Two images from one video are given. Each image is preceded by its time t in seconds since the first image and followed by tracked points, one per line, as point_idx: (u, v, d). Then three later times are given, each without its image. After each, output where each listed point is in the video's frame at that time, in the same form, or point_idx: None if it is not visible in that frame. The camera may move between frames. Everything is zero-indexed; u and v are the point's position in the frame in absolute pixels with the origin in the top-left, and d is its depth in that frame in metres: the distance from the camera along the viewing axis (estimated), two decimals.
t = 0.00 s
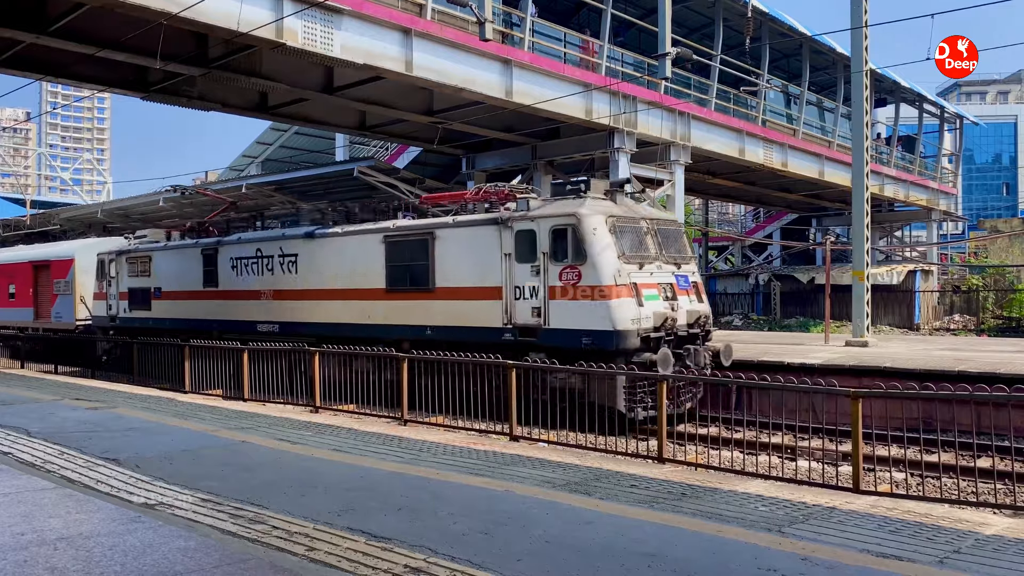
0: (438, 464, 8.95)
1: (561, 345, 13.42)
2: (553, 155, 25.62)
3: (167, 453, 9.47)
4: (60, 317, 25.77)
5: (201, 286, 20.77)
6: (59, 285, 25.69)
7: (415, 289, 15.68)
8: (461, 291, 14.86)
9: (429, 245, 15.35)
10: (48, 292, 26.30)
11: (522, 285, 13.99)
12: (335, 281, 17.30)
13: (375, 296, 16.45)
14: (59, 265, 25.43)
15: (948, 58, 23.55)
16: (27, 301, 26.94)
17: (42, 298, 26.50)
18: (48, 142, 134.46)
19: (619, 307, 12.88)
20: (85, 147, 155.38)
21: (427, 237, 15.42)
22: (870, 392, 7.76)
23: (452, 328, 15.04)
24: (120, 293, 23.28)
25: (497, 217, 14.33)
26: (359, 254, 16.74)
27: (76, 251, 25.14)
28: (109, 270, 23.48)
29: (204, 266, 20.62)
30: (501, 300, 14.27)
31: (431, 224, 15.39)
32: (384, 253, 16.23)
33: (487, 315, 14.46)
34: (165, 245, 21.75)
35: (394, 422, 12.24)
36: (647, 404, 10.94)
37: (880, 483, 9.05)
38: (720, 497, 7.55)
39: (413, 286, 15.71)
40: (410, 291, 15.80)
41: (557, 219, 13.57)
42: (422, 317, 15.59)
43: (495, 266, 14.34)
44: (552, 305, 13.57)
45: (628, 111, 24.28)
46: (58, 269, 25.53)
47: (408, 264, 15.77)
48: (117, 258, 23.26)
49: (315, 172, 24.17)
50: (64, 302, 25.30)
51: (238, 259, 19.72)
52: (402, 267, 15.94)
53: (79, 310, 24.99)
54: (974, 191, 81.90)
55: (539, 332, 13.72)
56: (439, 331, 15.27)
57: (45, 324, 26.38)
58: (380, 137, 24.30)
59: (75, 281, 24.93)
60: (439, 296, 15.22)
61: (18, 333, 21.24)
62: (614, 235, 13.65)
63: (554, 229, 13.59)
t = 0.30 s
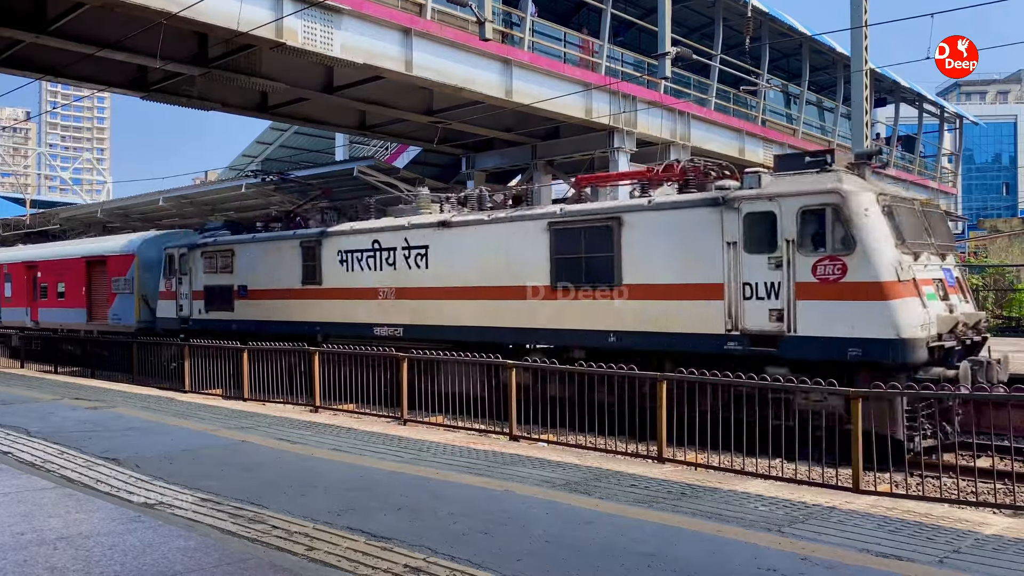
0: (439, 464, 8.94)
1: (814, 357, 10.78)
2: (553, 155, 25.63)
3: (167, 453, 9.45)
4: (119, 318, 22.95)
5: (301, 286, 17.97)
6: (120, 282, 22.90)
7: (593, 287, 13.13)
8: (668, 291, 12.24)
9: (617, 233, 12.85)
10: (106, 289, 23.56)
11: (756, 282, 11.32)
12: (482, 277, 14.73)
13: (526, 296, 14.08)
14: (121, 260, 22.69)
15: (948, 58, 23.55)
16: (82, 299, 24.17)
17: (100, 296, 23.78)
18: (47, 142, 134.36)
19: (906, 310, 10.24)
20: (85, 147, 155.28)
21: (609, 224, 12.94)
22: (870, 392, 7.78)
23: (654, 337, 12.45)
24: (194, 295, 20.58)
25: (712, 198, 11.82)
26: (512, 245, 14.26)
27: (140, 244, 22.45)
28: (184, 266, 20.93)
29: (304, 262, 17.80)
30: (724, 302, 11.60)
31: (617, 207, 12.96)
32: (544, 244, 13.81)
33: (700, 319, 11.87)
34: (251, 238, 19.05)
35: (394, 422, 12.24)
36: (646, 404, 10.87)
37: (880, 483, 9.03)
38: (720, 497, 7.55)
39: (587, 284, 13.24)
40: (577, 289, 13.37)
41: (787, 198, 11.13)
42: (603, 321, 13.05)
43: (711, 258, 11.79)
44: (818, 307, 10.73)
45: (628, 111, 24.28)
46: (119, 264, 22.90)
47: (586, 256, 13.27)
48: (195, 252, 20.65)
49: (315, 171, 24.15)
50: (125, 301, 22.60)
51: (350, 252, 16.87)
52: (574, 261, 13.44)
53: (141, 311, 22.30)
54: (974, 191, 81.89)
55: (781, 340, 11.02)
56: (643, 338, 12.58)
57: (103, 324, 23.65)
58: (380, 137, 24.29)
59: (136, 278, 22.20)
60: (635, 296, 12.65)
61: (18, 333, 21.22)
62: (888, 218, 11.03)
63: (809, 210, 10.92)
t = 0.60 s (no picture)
0: (439, 464, 8.93)
1: None
2: (553, 155, 25.65)
3: (167, 453, 9.45)
4: (195, 321, 20.15)
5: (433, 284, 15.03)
6: (192, 281, 20.14)
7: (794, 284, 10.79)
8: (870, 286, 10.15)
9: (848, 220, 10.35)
10: (178, 288, 20.83)
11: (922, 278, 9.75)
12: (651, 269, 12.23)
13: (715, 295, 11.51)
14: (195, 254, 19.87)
15: (948, 58, 23.56)
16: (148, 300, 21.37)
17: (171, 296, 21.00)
18: (47, 142, 134.32)
19: None
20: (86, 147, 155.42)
21: (824, 212, 10.59)
22: (870, 392, 7.79)
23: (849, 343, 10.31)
24: (290, 294, 17.73)
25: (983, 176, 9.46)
26: (700, 233, 11.73)
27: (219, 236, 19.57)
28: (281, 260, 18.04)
29: (435, 253, 14.90)
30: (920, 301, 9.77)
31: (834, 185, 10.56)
32: (743, 234, 11.31)
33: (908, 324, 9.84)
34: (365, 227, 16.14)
35: (394, 421, 12.23)
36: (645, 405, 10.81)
37: (880, 483, 9.00)
38: (720, 497, 7.55)
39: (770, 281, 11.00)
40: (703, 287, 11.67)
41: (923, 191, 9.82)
42: (785, 325, 10.85)
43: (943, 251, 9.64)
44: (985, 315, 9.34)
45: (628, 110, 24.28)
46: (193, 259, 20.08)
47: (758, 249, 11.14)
48: (292, 243, 17.79)
49: (315, 171, 24.16)
50: (201, 301, 19.75)
51: (501, 243, 13.96)
52: (843, 251, 10.38)
53: (221, 313, 19.45)
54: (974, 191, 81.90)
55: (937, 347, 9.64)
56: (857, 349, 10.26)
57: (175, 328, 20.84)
58: (380, 136, 24.29)
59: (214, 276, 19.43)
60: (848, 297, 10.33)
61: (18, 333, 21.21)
62: None
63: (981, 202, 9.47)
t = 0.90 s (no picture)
0: (439, 464, 8.93)
1: None
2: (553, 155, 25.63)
3: (167, 453, 9.45)
4: (290, 325, 17.50)
5: (620, 279, 12.78)
6: (283, 277, 17.54)
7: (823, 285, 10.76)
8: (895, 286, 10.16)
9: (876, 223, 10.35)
10: (269, 287, 18.10)
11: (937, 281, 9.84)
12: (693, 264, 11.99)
13: (960, 292, 9.65)
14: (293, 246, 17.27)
15: (948, 58, 23.56)
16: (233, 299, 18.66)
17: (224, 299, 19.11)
18: (46, 142, 134.32)
19: None
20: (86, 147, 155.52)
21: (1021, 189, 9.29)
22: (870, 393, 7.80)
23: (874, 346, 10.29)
24: (416, 294, 15.70)
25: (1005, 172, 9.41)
26: (955, 219, 9.73)
27: (322, 226, 16.88)
28: (409, 256, 15.87)
29: (623, 246, 12.70)
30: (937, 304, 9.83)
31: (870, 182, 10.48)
32: (786, 233, 11.06)
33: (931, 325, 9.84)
34: (525, 214, 13.96)
35: (394, 422, 12.23)
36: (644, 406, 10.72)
37: (880, 483, 9.00)
38: (720, 497, 7.55)
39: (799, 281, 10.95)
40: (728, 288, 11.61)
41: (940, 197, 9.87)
42: (816, 325, 10.74)
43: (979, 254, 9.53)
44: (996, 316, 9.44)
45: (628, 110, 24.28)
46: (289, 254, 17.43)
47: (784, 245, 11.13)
48: (421, 235, 15.71)
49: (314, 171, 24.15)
50: (300, 302, 17.08)
51: (721, 230, 11.65)
52: None
53: (325, 315, 16.81)
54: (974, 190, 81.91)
55: (959, 351, 9.62)
56: (885, 350, 10.19)
57: (264, 332, 18.18)
58: (379, 137, 24.28)
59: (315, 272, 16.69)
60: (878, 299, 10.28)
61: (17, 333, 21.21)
62: None
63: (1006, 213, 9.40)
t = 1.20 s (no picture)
0: (439, 464, 8.94)
1: None
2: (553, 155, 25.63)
3: (166, 453, 9.45)
4: (418, 329, 15.27)
5: (914, 276, 10.06)
6: (409, 274, 15.41)
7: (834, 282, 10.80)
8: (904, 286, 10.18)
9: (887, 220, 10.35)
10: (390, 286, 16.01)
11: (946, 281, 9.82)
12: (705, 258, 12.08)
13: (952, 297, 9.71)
14: (429, 240, 15.04)
15: (948, 58, 23.57)
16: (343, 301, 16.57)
17: (243, 296, 19.40)
18: (46, 143, 134.35)
19: None
20: (86, 147, 155.66)
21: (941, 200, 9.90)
22: (870, 392, 7.81)
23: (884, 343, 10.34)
24: (593, 293, 13.29)
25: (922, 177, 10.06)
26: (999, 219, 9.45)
27: (460, 217, 14.76)
28: (580, 248, 13.52)
29: (922, 230, 10.00)
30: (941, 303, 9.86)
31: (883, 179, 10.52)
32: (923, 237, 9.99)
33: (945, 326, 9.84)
34: (761, 194, 11.46)
35: (394, 422, 12.24)
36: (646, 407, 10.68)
37: (880, 484, 9.02)
38: (720, 497, 7.56)
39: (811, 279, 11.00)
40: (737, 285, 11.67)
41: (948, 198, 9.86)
42: (827, 324, 10.75)
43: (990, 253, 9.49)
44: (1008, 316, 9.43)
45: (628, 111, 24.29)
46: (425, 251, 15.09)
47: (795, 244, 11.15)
48: (601, 222, 13.26)
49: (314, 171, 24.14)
50: (434, 304, 14.85)
51: None
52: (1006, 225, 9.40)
53: (463, 319, 14.67)
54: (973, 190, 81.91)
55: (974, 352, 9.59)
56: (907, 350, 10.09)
57: (385, 337, 15.98)
58: (379, 137, 24.27)
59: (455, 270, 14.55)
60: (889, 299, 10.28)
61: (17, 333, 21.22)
62: None
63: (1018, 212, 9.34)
